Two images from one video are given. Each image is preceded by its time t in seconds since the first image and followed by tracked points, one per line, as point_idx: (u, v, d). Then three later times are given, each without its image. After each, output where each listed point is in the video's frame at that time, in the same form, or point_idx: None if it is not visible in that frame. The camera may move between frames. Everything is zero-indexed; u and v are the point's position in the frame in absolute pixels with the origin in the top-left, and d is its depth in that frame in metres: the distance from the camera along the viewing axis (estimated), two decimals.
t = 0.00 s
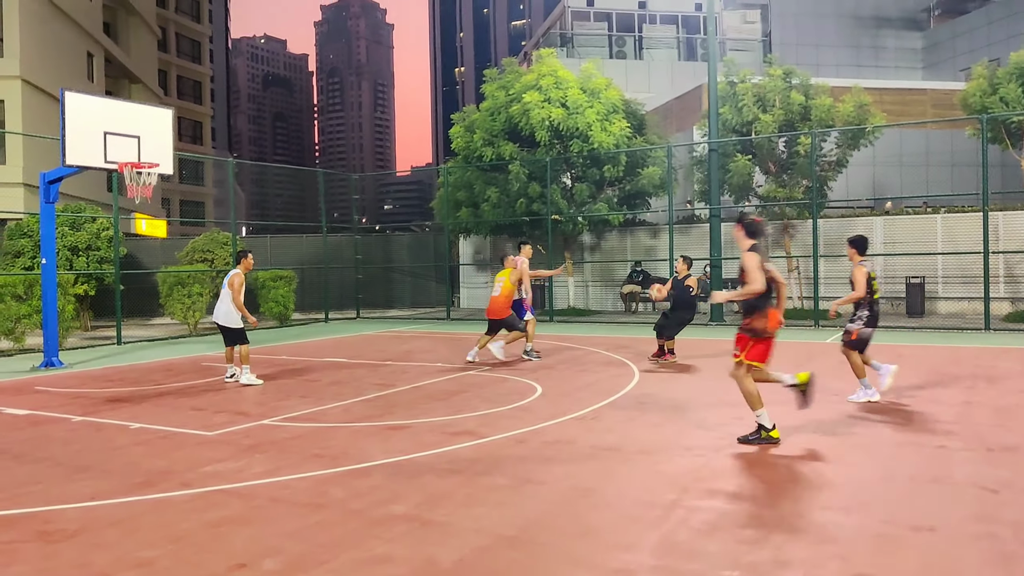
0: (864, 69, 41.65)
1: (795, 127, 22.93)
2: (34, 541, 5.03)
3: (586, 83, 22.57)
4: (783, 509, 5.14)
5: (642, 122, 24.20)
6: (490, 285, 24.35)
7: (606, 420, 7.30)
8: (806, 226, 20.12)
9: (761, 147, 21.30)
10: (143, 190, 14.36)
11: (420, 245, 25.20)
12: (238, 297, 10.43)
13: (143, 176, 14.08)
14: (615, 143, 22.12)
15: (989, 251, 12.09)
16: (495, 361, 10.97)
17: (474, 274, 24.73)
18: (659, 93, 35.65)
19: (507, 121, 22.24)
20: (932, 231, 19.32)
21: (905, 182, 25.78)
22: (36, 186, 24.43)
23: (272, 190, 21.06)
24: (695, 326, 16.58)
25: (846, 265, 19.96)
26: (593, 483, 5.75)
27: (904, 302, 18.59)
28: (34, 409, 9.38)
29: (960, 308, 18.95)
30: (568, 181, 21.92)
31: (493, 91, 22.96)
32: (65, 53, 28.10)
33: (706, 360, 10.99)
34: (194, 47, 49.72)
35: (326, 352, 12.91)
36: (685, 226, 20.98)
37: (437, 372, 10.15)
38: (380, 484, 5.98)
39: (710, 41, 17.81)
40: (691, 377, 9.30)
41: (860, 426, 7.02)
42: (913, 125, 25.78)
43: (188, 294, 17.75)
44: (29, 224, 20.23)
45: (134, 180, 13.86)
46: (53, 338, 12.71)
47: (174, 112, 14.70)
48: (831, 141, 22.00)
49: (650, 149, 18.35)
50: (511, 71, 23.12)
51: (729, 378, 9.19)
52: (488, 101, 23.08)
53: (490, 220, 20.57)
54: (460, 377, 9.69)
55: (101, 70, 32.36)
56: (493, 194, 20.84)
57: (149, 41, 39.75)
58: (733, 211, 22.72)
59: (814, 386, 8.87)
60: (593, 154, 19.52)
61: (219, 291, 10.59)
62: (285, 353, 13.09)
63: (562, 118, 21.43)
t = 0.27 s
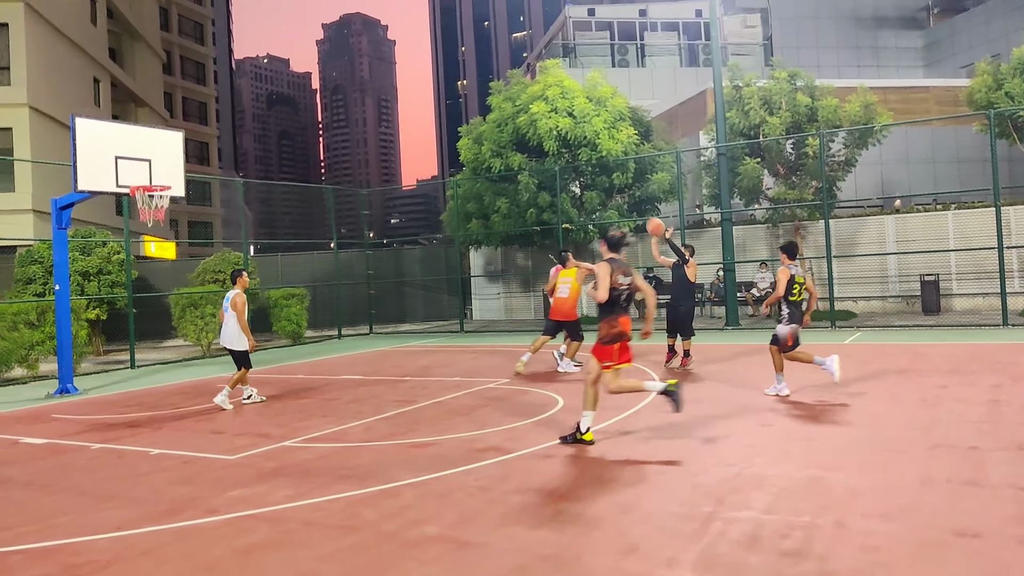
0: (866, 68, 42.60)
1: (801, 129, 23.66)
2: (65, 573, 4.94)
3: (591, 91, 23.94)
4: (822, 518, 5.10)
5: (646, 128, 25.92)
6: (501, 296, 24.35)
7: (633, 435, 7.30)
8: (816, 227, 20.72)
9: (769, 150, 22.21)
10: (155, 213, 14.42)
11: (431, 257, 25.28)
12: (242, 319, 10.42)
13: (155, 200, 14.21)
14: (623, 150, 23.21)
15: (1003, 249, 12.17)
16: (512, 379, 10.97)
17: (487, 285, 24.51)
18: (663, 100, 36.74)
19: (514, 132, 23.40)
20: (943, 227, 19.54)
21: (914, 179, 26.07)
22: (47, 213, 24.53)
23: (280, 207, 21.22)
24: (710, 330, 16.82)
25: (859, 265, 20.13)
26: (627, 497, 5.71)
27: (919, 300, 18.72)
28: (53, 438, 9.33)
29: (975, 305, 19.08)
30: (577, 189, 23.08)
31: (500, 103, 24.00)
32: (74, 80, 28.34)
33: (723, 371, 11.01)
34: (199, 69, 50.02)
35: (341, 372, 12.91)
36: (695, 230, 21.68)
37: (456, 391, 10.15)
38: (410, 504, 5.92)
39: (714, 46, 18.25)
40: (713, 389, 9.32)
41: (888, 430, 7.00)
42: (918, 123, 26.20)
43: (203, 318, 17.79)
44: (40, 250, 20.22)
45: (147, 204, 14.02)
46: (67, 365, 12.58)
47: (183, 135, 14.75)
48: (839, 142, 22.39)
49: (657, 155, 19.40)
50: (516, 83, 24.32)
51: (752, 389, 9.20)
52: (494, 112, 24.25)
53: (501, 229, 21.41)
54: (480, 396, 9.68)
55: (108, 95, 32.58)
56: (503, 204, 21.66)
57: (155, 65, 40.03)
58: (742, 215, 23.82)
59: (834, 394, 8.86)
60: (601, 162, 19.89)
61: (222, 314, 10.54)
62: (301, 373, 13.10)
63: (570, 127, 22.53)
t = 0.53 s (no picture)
0: (897, 86, 45.10)
1: (832, 148, 24.14)
2: None
3: (619, 107, 24.54)
4: (859, 547, 4.99)
5: (674, 145, 26.32)
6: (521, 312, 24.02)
7: (660, 459, 7.29)
8: (844, 248, 20.69)
9: (799, 168, 22.52)
10: (186, 223, 14.59)
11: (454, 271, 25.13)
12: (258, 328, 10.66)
13: (186, 210, 14.38)
14: (649, 165, 23.72)
15: None
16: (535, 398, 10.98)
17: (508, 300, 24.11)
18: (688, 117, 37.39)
19: (539, 147, 23.89)
20: (977, 250, 19.56)
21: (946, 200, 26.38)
22: (79, 221, 24.98)
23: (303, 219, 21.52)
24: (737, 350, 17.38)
25: (890, 287, 20.19)
26: (657, 519, 5.65)
27: (951, 324, 18.75)
28: (81, 444, 9.41)
29: (1010, 330, 18.78)
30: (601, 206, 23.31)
31: (526, 118, 24.88)
32: (109, 92, 28.97)
33: (748, 396, 10.96)
34: (228, 82, 50.84)
35: (365, 386, 12.96)
36: (721, 250, 21.92)
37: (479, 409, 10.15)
38: (437, 520, 5.88)
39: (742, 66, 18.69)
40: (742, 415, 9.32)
41: (922, 460, 6.91)
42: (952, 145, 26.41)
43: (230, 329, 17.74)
44: (73, 257, 20.62)
45: (178, 214, 14.22)
46: (97, 371, 13.10)
47: (217, 147, 14.92)
48: (868, 162, 22.57)
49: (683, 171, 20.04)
50: (543, 99, 25.05)
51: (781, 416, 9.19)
52: (521, 127, 24.92)
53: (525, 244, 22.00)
54: (504, 415, 9.67)
55: (140, 107, 33.22)
56: (527, 219, 22.39)
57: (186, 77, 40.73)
58: (770, 236, 24.15)
59: (862, 422, 8.77)
60: (626, 179, 20.33)
61: (236, 322, 10.66)
62: (324, 387, 13.17)
63: (596, 143, 22.94)
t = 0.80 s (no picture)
0: (960, 99, 44.91)
1: (894, 162, 23.65)
2: None
3: (671, 122, 24.49)
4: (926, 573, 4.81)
5: (727, 159, 26.14)
6: (570, 328, 24.29)
7: (713, 480, 7.17)
8: (905, 265, 20.50)
9: (858, 183, 22.15)
10: (243, 238, 15.00)
11: (501, 287, 25.57)
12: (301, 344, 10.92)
13: (242, 225, 14.77)
14: (701, 180, 23.73)
15: None
16: (584, 416, 10.90)
17: (556, 316, 24.42)
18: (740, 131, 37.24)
19: (589, 163, 24.03)
20: None
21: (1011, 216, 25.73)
22: (139, 235, 25.80)
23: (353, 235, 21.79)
24: (793, 369, 17.21)
25: (953, 305, 19.70)
26: (712, 540, 5.54)
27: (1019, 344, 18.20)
28: (140, 453, 9.65)
29: None
30: (652, 221, 23.53)
31: (576, 132, 25.05)
32: (168, 109, 29.92)
33: (803, 417, 10.71)
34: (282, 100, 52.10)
35: (413, 400, 13.03)
36: (776, 266, 21.85)
37: (528, 426, 10.11)
38: (487, 536, 5.84)
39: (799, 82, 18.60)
40: (797, 438, 9.13)
41: (989, 486, 6.66)
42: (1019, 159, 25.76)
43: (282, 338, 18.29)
44: (134, 270, 21.24)
45: (235, 229, 14.60)
46: (155, 381, 13.46)
47: (271, 163, 15.27)
48: (931, 178, 22.16)
49: (736, 186, 19.97)
50: (593, 115, 25.27)
51: (838, 439, 8.98)
52: (570, 143, 25.13)
53: (575, 260, 22.13)
54: (552, 432, 9.61)
55: (198, 124, 34.26)
56: (577, 234, 22.45)
57: (241, 95, 41.86)
58: (828, 253, 23.77)
59: (924, 445, 8.48)
60: (678, 194, 20.31)
61: (280, 338, 10.80)
62: (373, 400, 13.27)
63: (647, 158, 23.08)
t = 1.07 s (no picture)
0: (997, 98, 44.04)
1: (927, 162, 23.30)
2: None
3: (700, 121, 24.30)
4: None
5: (757, 159, 25.89)
6: (596, 328, 24.36)
7: (741, 482, 7.09)
8: (938, 267, 20.16)
9: (891, 183, 21.83)
10: (271, 235, 15.16)
11: (528, 285, 25.63)
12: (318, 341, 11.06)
13: (270, 222, 14.90)
14: (730, 180, 23.44)
15: None
16: (610, 416, 10.85)
17: (582, 316, 24.56)
18: (770, 129, 36.91)
19: (616, 162, 23.93)
20: None
21: None
22: (170, 232, 26.17)
23: (378, 234, 21.83)
24: (821, 371, 17.00)
25: (988, 308, 19.33)
26: (740, 543, 5.46)
27: None
28: (170, 447, 9.78)
29: None
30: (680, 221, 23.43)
31: (603, 131, 24.95)
32: (197, 108, 30.30)
33: (833, 419, 10.56)
34: (311, 99, 52.57)
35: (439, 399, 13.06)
36: (807, 267, 21.70)
37: (554, 425, 10.09)
38: (512, 535, 5.81)
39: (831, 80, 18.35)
40: (826, 441, 9.00)
41: None
42: None
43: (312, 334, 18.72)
44: (163, 268, 21.58)
45: (264, 226, 14.72)
46: (185, 377, 13.63)
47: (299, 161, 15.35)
48: (966, 178, 21.83)
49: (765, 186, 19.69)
50: (621, 114, 25.14)
51: (869, 443, 8.83)
52: (597, 141, 25.02)
53: (602, 259, 22.06)
54: (579, 432, 9.58)
55: (227, 123, 34.67)
56: (604, 233, 22.36)
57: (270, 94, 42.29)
58: (859, 254, 23.48)
59: (959, 449, 8.31)
60: (706, 193, 20.13)
61: (298, 335, 10.90)
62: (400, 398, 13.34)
63: (675, 157, 22.95)
